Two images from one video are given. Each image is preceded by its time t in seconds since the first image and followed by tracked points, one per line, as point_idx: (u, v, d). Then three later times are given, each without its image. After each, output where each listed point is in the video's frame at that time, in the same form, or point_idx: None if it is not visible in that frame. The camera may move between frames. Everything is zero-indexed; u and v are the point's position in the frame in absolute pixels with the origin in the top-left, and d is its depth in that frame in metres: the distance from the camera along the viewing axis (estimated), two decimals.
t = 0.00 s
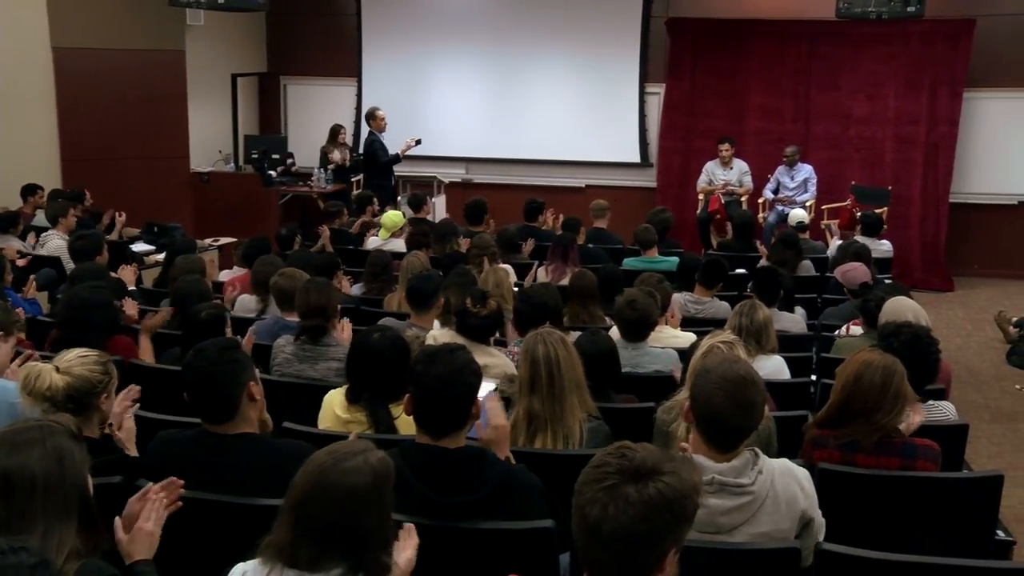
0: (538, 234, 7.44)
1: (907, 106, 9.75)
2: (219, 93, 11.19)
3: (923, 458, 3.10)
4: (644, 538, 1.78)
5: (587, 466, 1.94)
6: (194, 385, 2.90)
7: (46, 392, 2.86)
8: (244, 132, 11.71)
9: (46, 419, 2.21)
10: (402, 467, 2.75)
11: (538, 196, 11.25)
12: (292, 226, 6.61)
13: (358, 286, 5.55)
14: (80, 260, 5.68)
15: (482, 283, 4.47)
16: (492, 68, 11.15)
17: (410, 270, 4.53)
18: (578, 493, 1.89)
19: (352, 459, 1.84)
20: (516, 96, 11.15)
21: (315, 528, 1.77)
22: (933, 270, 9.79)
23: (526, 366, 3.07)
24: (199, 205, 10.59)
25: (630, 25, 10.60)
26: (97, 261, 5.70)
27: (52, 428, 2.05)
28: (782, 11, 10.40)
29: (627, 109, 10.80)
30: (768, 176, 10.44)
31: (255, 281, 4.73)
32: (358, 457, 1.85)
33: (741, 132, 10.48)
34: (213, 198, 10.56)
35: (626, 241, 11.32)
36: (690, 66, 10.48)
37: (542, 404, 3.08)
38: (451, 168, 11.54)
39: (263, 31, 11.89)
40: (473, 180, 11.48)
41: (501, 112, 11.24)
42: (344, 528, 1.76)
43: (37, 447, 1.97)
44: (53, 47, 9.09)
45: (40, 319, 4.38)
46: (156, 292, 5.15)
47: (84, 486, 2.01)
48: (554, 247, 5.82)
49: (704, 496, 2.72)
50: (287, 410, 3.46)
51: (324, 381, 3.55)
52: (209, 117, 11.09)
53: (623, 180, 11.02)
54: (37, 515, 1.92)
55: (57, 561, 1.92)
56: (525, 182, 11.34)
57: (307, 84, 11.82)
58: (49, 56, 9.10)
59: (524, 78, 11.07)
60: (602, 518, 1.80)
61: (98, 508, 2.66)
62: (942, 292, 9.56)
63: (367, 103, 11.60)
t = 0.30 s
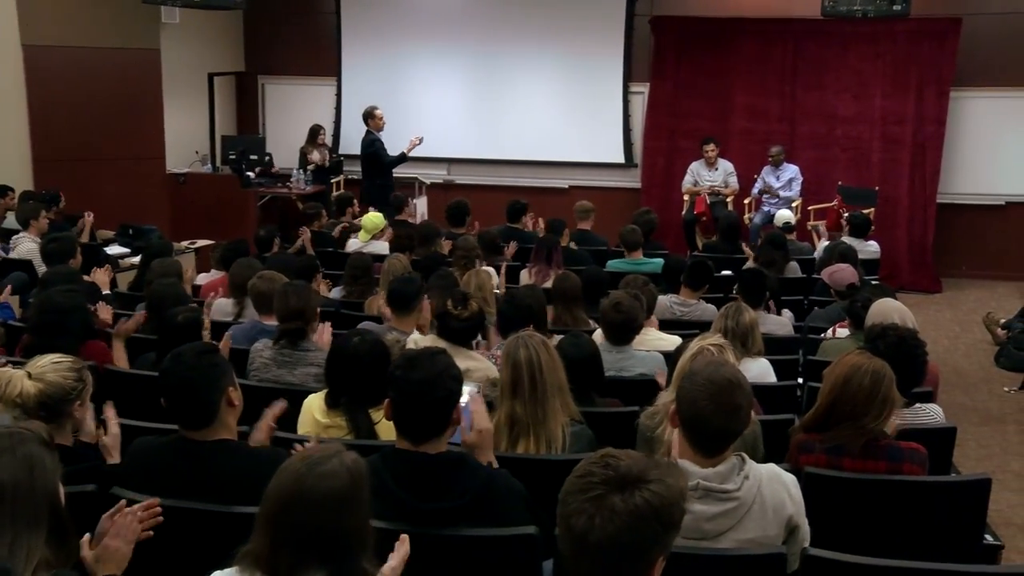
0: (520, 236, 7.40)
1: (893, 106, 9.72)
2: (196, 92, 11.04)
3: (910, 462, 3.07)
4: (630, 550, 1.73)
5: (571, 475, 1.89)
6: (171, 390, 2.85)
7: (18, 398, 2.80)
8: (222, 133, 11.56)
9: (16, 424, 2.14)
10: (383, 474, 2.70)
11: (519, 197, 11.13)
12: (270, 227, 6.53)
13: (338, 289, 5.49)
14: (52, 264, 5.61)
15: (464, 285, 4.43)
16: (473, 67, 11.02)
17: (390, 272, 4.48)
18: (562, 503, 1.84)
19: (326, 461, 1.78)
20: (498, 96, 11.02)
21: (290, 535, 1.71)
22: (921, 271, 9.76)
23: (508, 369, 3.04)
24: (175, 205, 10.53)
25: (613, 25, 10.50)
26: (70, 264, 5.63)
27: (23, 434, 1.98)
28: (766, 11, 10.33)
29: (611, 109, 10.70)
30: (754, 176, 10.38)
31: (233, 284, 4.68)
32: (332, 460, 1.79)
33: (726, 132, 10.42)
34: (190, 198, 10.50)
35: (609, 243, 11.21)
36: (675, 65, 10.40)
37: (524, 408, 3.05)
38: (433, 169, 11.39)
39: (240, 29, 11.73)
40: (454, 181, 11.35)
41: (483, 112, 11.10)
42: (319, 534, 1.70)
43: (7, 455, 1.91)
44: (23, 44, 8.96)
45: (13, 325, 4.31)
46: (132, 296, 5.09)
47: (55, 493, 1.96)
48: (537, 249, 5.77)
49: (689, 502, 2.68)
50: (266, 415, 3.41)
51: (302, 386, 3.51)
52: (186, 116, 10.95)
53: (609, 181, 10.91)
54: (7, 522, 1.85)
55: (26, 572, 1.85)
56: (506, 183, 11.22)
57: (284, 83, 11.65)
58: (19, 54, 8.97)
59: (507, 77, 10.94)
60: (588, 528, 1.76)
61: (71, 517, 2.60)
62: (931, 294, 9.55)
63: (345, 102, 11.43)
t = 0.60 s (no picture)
0: (502, 238, 7.36)
1: (883, 105, 9.67)
2: (170, 91, 10.90)
3: (900, 467, 3.02)
4: (614, 559, 1.67)
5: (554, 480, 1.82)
6: (148, 397, 2.79)
7: None
8: (199, 134, 11.42)
9: None
10: (363, 482, 2.63)
11: (503, 198, 11.00)
12: (248, 230, 6.44)
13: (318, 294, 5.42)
14: (23, 268, 5.53)
15: (447, 288, 4.39)
16: (457, 65, 10.89)
17: (371, 276, 4.43)
18: (545, 510, 1.77)
19: (297, 466, 1.71)
20: (481, 96, 10.89)
21: (265, 546, 1.63)
22: (912, 274, 9.72)
23: (490, 374, 3.00)
24: (149, 206, 10.40)
25: (597, 24, 10.42)
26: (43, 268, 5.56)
27: None
28: (754, 10, 10.27)
29: (596, 108, 10.59)
30: (743, 176, 10.32)
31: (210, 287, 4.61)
32: (303, 464, 1.72)
33: (714, 132, 10.35)
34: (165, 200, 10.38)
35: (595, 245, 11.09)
36: (662, 64, 10.31)
37: (506, 414, 3.01)
38: (416, 171, 11.24)
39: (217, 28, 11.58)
40: (437, 182, 11.18)
41: (466, 112, 10.96)
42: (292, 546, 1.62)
43: None
44: None
45: None
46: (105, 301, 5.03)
47: (22, 506, 1.89)
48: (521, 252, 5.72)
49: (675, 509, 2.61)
50: (244, 423, 3.35)
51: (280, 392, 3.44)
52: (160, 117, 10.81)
53: (595, 182, 10.81)
54: None
55: None
56: (491, 184, 11.06)
57: (263, 83, 11.49)
58: None
59: (491, 77, 10.82)
60: (570, 536, 1.69)
61: (40, 530, 2.53)
62: (922, 296, 9.52)
63: (326, 102, 11.30)
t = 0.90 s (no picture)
0: (485, 240, 7.30)
1: (873, 104, 9.62)
2: (144, 89, 10.80)
3: (892, 474, 2.96)
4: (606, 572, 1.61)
5: (541, 491, 1.74)
6: (120, 405, 2.70)
7: None
8: (174, 133, 11.39)
9: None
10: (342, 490, 2.55)
11: (485, 200, 10.90)
12: (226, 233, 6.36)
13: (296, 297, 5.34)
14: None
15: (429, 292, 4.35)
16: (438, 64, 10.79)
17: (351, 278, 4.37)
18: (534, 522, 1.69)
19: (266, 471, 1.62)
20: (464, 95, 10.79)
21: (239, 556, 1.54)
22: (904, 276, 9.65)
23: (472, 381, 2.96)
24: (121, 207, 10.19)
25: (582, 23, 10.36)
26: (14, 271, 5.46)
27: None
28: (741, 7, 10.21)
29: (582, 106, 10.50)
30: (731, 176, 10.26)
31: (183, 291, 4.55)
32: (271, 469, 1.63)
33: (702, 131, 10.27)
34: (139, 199, 10.24)
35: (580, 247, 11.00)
36: (648, 63, 10.23)
37: (489, 420, 2.96)
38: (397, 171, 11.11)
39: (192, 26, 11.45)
40: (419, 183, 11.06)
41: (448, 111, 10.85)
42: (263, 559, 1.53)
43: None
44: None
45: None
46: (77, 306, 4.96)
47: None
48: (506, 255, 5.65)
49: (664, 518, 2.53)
50: (220, 431, 3.28)
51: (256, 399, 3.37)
52: (133, 116, 10.69)
53: (580, 183, 10.72)
54: None
55: None
56: (473, 185, 10.96)
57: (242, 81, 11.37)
58: None
59: (476, 75, 10.72)
60: (562, 549, 1.62)
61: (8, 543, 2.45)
62: (915, 298, 9.46)
63: (306, 100, 11.17)
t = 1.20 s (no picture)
0: (469, 242, 7.22)
1: (864, 104, 9.58)
2: (118, 89, 10.66)
3: (883, 481, 2.91)
4: None
5: (520, 500, 1.68)
6: (93, 413, 2.63)
7: None
8: (149, 134, 11.24)
9: None
10: (321, 498, 2.49)
11: (469, 202, 10.82)
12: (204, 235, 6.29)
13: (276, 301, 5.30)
14: None
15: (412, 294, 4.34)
16: (421, 62, 10.67)
17: (331, 282, 4.31)
18: (514, 530, 1.63)
19: (236, 481, 1.61)
20: (447, 94, 10.68)
21: (207, 562, 1.53)
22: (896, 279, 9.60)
23: (456, 387, 2.94)
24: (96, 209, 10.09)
25: (567, 22, 10.27)
26: None
27: None
28: (730, 6, 10.14)
29: (567, 106, 10.41)
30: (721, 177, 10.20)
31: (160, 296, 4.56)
32: (230, 477, 1.62)
33: (690, 131, 10.20)
34: (114, 202, 10.07)
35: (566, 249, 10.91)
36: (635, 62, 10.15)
37: (472, 426, 2.92)
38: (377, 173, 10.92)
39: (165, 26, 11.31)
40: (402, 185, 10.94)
41: (431, 111, 10.74)
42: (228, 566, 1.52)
43: None
44: None
45: None
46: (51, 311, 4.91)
47: None
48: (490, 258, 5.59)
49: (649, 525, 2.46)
50: (199, 438, 3.21)
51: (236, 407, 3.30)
52: (105, 117, 10.58)
53: (564, 184, 10.64)
54: None
55: None
56: (457, 187, 10.88)
57: (220, 80, 11.24)
58: None
59: (459, 75, 10.62)
60: (545, 557, 1.56)
61: None
62: (906, 301, 9.42)
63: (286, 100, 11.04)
